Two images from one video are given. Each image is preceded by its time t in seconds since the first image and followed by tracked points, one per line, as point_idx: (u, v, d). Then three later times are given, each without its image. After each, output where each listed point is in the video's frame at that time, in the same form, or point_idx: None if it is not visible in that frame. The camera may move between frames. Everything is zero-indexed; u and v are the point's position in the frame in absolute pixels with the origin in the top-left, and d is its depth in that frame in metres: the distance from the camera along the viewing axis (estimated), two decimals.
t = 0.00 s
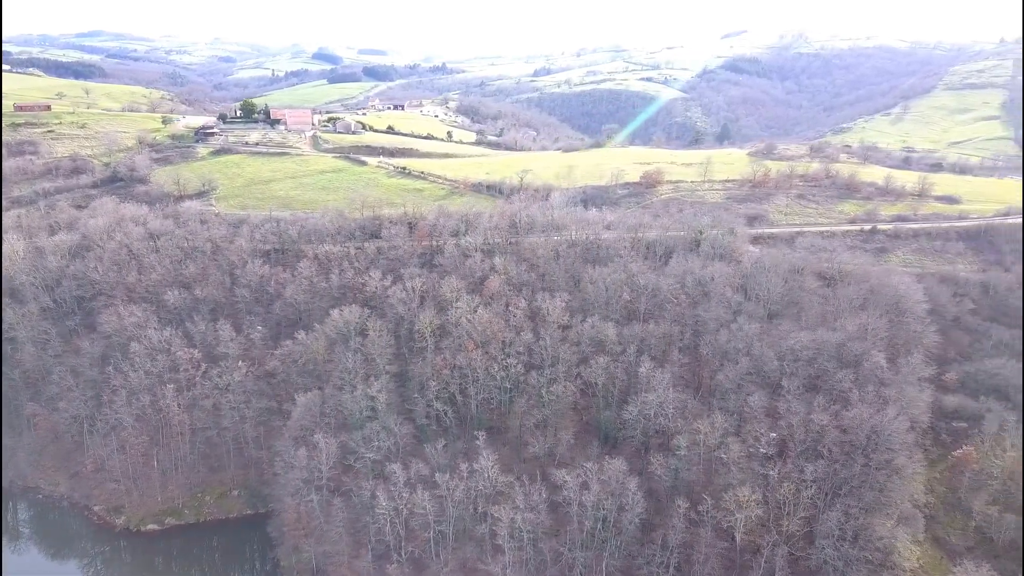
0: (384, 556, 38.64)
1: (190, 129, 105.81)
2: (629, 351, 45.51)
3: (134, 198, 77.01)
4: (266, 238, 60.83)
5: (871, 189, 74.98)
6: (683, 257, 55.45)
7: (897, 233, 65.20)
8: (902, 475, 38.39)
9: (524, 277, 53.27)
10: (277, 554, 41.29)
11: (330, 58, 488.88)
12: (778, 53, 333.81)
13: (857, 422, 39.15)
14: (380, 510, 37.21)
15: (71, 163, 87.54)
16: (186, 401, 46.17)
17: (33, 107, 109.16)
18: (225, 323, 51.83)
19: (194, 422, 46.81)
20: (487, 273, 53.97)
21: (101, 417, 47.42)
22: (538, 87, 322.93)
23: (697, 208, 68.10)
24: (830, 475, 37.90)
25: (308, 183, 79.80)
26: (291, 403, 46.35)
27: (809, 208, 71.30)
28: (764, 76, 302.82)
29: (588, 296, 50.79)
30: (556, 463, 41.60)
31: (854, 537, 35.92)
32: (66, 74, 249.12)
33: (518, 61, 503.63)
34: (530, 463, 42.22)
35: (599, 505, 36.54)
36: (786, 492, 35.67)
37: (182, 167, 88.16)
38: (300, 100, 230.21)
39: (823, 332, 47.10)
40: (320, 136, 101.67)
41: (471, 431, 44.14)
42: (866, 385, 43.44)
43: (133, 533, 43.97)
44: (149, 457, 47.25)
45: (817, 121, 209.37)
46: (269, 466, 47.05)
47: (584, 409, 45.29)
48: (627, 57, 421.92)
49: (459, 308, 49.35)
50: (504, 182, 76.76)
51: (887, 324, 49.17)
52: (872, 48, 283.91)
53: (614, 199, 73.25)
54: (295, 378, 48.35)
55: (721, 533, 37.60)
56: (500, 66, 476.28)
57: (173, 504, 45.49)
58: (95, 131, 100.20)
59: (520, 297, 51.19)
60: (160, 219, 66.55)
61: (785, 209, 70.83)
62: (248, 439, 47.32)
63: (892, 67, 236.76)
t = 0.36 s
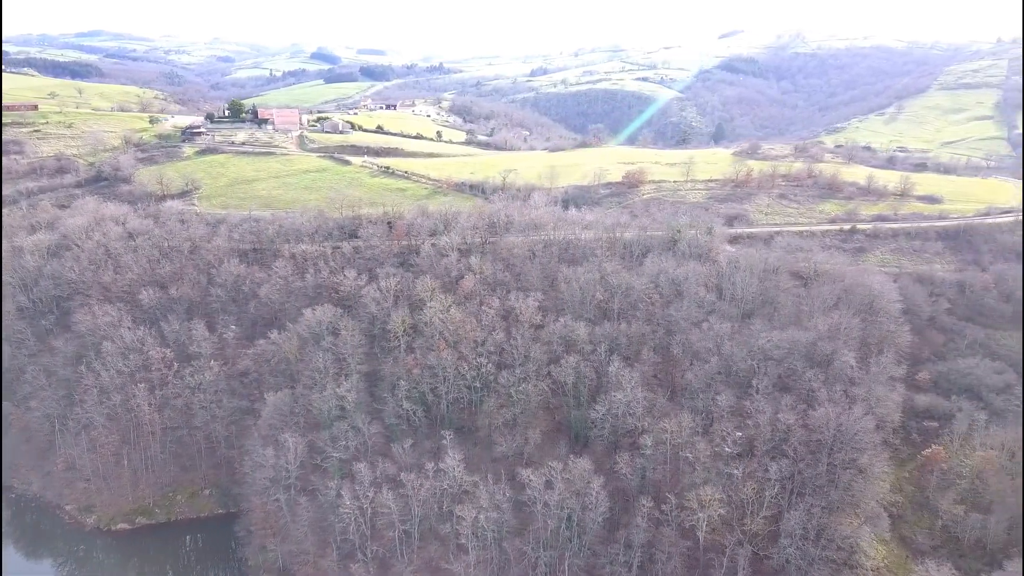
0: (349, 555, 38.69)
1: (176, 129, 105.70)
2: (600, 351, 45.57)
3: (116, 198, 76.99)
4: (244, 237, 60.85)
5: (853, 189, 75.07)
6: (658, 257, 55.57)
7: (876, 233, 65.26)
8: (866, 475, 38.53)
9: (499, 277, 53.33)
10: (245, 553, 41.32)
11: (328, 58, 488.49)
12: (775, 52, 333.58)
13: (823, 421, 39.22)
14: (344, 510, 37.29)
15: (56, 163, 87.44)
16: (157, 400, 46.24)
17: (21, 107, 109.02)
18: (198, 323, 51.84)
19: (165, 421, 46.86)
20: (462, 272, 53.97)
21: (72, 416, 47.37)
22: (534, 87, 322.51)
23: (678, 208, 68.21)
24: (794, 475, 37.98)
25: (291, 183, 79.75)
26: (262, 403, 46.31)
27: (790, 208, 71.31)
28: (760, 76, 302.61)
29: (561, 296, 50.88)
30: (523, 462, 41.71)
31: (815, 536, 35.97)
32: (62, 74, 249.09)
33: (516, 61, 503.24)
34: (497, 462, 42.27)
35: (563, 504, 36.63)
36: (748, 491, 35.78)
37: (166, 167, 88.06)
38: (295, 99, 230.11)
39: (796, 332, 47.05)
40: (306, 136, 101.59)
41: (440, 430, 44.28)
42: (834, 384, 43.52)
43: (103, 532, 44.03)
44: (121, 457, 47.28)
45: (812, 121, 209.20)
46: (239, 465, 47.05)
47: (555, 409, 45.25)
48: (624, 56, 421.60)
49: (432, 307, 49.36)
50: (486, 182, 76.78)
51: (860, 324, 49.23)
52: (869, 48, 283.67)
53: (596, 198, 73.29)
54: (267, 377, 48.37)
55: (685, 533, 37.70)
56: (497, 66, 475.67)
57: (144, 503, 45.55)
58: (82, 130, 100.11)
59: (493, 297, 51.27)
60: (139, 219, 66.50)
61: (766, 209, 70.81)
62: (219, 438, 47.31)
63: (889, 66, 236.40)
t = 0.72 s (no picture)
0: (314, 554, 38.72)
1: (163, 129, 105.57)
2: (570, 350, 45.61)
3: (98, 198, 76.93)
4: (222, 237, 60.86)
5: (835, 189, 75.17)
6: (634, 257, 55.64)
7: (855, 233, 65.25)
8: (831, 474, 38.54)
9: (474, 276, 53.36)
10: (212, 552, 41.34)
11: (325, 58, 488.05)
12: (773, 52, 333.24)
13: (788, 421, 39.19)
14: (308, 509, 37.33)
15: (40, 163, 87.37)
16: (127, 400, 46.24)
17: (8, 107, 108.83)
18: (172, 323, 51.83)
19: (136, 421, 46.87)
20: (437, 271, 53.96)
21: (43, 415, 47.36)
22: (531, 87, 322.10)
23: (659, 207, 68.28)
24: (758, 474, 38.04)
25: (274, 183, 79.71)
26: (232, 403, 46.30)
27: (771, 207, 71.32)
28: (757, 76, 302.38)
29: (534, 295, 50.92)
30: (490, 460, 41.76)
31: (778, 535, 35.84)
32: (57, 74, 248.73)
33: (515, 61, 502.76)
34: (465, 461, 42.30)
35: (526, 503, 36.64)
36: (710, 490, 35.86)
37: (150, 167, 87.91)
38: (289, 99, 229.86)
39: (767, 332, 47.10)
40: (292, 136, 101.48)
41: (409, 429, 44.28)
42: (803, 384, 43.60)
43: (73, 530, 44.05)
44: (93, 456, 47.27)
45: (808, 121, 209.07)
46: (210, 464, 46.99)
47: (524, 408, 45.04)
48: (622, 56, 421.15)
49: (404, 306, 49.37)
50: (469, 182, 76.79)
51: (832, 323, 49.24)
52: (867, 48, 283.42)
53: (578, 198, 73.31)
54: (239, 376, 48.35)
55: (648, 532, 37.68)
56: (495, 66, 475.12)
57: (115, 502, 45.58)
58: (68, 130, 100.00)
59: (467, 296, 51.30)
60: (119, 218, 66.45)
61: (747, 208, 70.74)
62: (191, 437, 47.29)
63: (886, 66, 235.99)
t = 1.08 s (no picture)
0: (279, 552, 38.84)
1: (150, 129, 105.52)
2: (540, 349, 45.65)
3: (80, 197, 76.92)
4: (200, 237, 60.90)
5: (816, 189, 75.35)
6: (609, 257, 55.66)
7: (834, 233, 65.25)
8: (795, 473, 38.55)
9: (448, 276, 53.41)
10: (180, 551, 41.40)
11: (322, 58, 487.78)
12: (769, 52, 332.96)
13: (754, 420, 39.20)
14: (272, 508, 37.43)
15: (24, 162, 87.29)
16: (98, 399, 46.26)
17: None
18: (146, 323, 51.84)
19: (108, 420, 46.90)
20: (411, 271, 53.97)
21: (15, 414, 47.35)
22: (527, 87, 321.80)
23: (639, 207, 68.31)
24: (722, 473, 38.05)
25: (257, 183, 79.74)
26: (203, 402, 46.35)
27: (752, 207, 71.35)
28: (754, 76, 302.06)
29: (508, 295, 50.95)
30: (457, 460, 41.83)
31: (740, 535, 35.81)
32: (52, 74, 248.58)
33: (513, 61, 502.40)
34: (433, 461, 42.41)
35: (489, 502, 36.68)
36: (672, 488, 35.87)
37: (135, 167, 87.92)
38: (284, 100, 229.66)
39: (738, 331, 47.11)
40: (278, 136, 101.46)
41: (378, 429, 44.35)
42: (772, 383, 43.66)
43: (43, 529, 44.05)
44: (64, 455, 47.26)
45: (802, 121, 208.92)
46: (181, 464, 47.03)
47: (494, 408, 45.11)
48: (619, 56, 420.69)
49: (377, 305, 49.41)
50: (451, 182, 76.79)
51: (805, 322, 49.29)
52: (864, 48, 283.14)
53: (559, 198, 73.36)
54: (211, 376, 48.36)
55: (613, 531, 37.67)
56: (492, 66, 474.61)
57: (87, 501, 45.60)
58: (54, 130, 99.94)
59: (441, 296, 51.33)
60: (98, 218, 66.41)
61: (728, 208, 70.71)
62: (162, 437, 47.31)
63: (882, 66, 235.64)
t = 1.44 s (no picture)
0: (243, 551, 38.97)
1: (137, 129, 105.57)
2: (509, 349, 45.72)
3: (62, 197, 76.97)
4: (177, 237, 60.96)
5: (797, 189, 75.54)
6: (584, 256, 55.76)
7: (812, 232, 65.31)
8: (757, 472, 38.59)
9: (422, 275, 53.49)
10: (146, 550, 41.46)
11: (320, 58, 487.67)
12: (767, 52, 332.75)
13: (718, 420, 39.10)
14: (235, 507, 37.56)
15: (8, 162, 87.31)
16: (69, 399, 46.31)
17: None
18: (119, 322, 51.88)
19: (79, 419, 46.94)
20: (385, 270, 54.02)
21: None
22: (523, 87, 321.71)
23: (619, 207, 68.36)
24: (685, 471, 38.02)
25: (239, 183, 79.78)
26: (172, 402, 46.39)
27: (732, 207, 71.45)
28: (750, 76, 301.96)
29: (480, 295, 51.02)
30: (422, 460, 41.87)
31: (701, 534, 35.78)
32: (47, 74, 248.72)
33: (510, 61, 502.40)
34: (400, 460, 42.52)
35: (451, 501, 36.78)
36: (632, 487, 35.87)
37: (119, 167, 87.95)
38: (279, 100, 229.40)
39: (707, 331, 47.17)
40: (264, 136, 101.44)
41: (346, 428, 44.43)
42: (739, 382, 43.70)
43: (12, 529, 44.07)
44: (35, 454, 47.28)
45: (797, 121, 208.52)
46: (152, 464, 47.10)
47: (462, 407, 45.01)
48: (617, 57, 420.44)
49: (348, 305, 49.46)
50: (433, 182, 76.86)
51: (775, 322, 49.38)
52: (860, 48, 282.87)
53: (540, 198, 73.44)
54: (182, 375, 48.41)
55: (575, 530, 37.67)
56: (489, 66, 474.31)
57: (57, 501, 45.62)
58: (40, 130, 99.92)
59: (413, 296, 51.38)
60: (77, 218, 66.45)
61: (708, 208, 70.83)
62: (132, 436, 47.38)
63: (878, 66, 235.52)
